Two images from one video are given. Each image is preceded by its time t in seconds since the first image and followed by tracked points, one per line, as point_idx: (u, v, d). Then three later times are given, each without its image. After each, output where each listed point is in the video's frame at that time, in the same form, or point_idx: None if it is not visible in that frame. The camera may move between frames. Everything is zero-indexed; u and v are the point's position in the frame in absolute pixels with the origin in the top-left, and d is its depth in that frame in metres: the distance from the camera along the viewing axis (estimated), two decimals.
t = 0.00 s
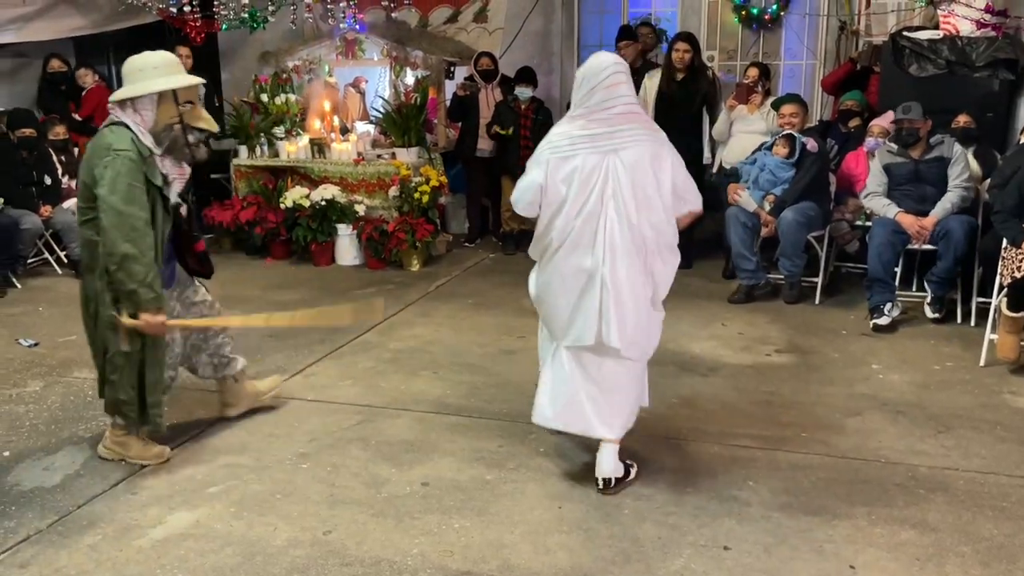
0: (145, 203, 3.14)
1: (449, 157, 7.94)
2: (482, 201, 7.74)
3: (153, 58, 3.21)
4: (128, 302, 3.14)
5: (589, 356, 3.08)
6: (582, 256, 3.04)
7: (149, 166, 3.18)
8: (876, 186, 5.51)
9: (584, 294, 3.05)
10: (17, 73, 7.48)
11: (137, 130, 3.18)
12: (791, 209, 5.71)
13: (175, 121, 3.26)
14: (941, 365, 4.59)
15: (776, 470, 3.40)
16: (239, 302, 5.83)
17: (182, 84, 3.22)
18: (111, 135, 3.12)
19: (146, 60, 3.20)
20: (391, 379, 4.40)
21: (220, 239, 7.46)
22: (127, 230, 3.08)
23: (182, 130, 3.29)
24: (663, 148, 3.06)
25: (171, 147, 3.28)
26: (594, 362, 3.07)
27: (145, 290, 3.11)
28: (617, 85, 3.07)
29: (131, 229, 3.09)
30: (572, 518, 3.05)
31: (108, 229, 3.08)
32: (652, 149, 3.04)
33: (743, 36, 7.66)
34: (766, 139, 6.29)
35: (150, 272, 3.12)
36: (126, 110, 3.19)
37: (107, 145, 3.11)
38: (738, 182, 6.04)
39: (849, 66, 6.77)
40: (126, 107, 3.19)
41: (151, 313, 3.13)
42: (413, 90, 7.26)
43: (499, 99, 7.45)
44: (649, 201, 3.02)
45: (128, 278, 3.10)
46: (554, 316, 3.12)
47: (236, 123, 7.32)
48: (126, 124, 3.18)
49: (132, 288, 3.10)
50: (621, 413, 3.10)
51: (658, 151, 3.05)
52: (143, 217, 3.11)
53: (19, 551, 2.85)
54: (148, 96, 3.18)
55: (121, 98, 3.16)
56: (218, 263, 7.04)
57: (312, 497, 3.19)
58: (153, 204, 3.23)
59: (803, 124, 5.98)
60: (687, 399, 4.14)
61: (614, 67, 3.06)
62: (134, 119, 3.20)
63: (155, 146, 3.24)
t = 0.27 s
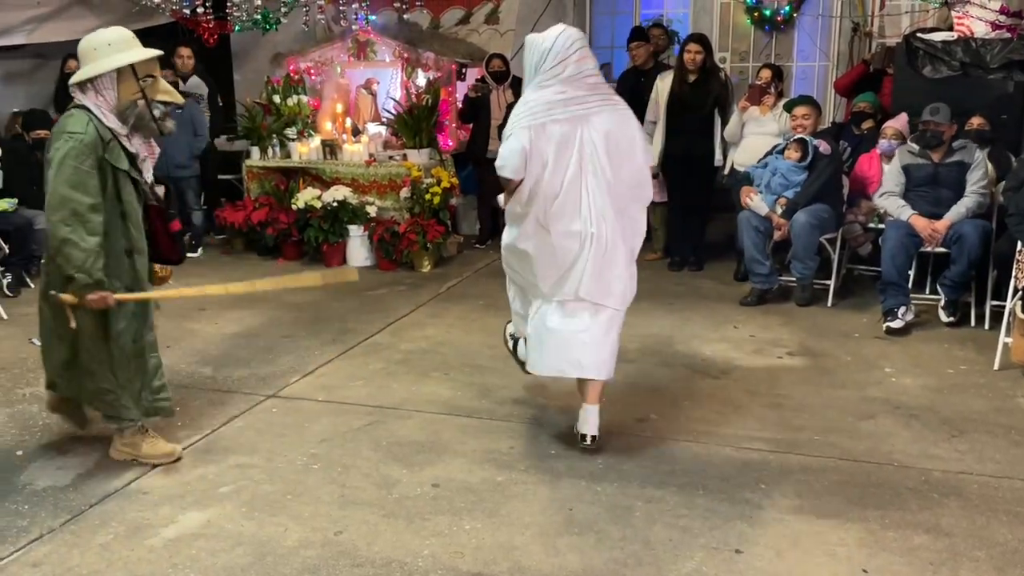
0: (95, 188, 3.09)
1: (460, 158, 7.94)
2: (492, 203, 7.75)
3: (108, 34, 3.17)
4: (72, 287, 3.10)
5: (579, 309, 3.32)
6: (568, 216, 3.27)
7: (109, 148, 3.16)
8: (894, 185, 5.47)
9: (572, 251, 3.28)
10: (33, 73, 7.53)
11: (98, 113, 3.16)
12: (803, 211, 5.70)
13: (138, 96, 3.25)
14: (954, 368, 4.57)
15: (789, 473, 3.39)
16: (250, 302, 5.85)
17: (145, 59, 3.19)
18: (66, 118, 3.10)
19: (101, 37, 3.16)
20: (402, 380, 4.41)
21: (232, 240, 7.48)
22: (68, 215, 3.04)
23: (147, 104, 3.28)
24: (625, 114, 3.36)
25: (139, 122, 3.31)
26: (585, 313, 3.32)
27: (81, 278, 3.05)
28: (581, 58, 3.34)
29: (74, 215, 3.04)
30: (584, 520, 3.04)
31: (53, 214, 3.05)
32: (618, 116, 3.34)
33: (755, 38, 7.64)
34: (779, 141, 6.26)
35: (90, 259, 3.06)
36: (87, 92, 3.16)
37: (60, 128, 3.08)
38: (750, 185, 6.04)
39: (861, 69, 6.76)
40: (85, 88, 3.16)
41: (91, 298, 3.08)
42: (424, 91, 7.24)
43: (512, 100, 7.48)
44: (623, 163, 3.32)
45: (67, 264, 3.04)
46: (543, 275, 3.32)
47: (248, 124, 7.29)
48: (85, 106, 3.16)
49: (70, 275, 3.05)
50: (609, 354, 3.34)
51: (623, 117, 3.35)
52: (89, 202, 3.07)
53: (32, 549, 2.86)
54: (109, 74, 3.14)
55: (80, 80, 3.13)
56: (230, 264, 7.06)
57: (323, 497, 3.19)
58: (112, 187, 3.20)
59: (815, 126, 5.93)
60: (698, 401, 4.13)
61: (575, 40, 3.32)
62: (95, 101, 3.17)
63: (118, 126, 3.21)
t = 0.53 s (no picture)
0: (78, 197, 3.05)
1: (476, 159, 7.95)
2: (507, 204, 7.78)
3: (83, 44, 3.12)
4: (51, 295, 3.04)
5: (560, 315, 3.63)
6: (543, 231, 3.62)
7: (87, 156, 3.11)
8: (916, 185, 5.44)
9: (551, 263, 3.64)
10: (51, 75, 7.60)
11: (73, 123, 3.09)
12: (821, 213, 5.67)
13: (113, 106, 3.20)
14: (973, 372, 4.53)
15: (805, 477, 3.37)
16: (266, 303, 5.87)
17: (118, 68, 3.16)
18: (47, 126, 3.05)
19: (76, 48, 3.11)
20: (417, 381, 4.42)
21: (248, 240, 7.52)
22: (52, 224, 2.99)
23: (121, 114, 3.22)
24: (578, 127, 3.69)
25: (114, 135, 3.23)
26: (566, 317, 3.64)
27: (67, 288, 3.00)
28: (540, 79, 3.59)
29: (60, 224, 2.99)
30: (599, 522, 3.04)
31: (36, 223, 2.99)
32: (574, 131, 3.66)
33: (773, 39, 7.60)
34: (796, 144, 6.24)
35: (74, 268, 3.02)
36: (62, 104, 3.09)
37: (43, 136, 3.03)
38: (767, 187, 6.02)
39: (879, 71, 6.74)
40: (59, 100, 3.09)
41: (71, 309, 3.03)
42: (440, 93, 7.25)
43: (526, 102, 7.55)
44: (580, 174, 3.66)
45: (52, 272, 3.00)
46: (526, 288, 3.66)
47: (265, 125, 7.38)
48: (59, 117, 3.09)
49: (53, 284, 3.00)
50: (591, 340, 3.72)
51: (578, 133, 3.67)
52: (74, 212, 3.02)
53: (50, 547, 2.88)
54: (83, 84, 3.09)
55: (53, 90, 3.06)
56: (246, 264, 7.10)
57: (339, 498, 3.20)
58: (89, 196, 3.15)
59: (832, 128, 5.91)
60: (714, 404, 4.11)
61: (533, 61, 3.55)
62: (69, 112, 3.10)
63: (94, 136, 3.15)
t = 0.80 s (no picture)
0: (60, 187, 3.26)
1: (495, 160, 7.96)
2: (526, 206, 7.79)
3: (60, 51, 3.32)
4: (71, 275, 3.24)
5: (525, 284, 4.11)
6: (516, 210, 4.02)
7: (64, 152, 3.31)
8: (940, 189, 5.36)
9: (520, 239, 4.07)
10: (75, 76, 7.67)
11: (49, 122, 3.28)
12: (842, 216, 5.63)
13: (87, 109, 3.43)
14: (997, 377, 4.48)
15: (827, 481, 3.34)
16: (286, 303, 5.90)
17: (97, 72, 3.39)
18: (24, 124, 3.23)
19: (53, 54, 3.30)
20: (437, 382, 4.42)
21: (269, 240, 7.57)
22: (51, 210, 3.18)
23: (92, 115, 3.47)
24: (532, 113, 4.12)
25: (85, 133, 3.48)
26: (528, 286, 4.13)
27: (76, 265, 3.21)
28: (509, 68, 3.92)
29: (52, 212, 3.19)
30: (618, 525, 3.03)
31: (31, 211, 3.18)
32: (531, 116, 4.09)
33: (794, 40, 7.56)
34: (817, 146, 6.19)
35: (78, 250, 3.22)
36: (37, 105, 3.29)
37: (21, 133, 3.21)
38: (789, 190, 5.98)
39: (900, 73, 6.68)
40: (34, 103, 3.28)
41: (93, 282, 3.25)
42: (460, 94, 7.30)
43: (547, 103, 7.47)
44: (538, 154, 4.12)
45: (59, 255, 3.19)
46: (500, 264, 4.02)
47: (286, 126, 7.39)
48: (33, 116, 3.28)
49: (66, 266, 3.20)
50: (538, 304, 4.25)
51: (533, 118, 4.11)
52: (59, 201, 3.23)
53: (73, 544, 2.91)
54: (59, 88, 3.28)
55: (28, 92, 3.25)
56: (267, 264, 7.14)
57: (358, 498, 3.21)
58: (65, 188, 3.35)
59: (854, 130, 5.87)
60: (734, 407, 4.09)
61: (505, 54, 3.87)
62: (43, 111, 3.29)
63: (67, 136, 3.34)
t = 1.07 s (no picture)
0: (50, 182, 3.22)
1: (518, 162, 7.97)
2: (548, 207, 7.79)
3: (47, 46, 3.25)
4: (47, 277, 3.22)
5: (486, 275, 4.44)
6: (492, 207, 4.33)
7: (53, 148, 3.26)
8: (968, 191, 5.31)
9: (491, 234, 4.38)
10: (102, 76, 7.74)
11: (37, 117, 3.25)
12: (868, 218, 5.57)
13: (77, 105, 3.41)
14: None
15: (852, 486, 3.32)
16: (309, 303, 5.93)
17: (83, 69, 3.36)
18: (10, 119, 3.17)
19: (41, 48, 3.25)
20: (459, 382, 4.44)
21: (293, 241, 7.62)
22: (40, 208, 3.15)
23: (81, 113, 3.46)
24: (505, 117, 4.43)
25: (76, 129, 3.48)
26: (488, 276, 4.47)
27: (63, 266, 3.19)
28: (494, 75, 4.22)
29: (43, 208, 3.16)
30: (640, 527, 3.03)
31: (20, 207, 3.15)
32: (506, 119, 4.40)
33: (820, 41, 7.50)
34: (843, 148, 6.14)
35: (65, 248, 3.20)
36: (25, 100, 3.25)
37: (8, 128, 3.16)
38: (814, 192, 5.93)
39: (928, 75, 6.60)
40: (23, 98, 3.25)
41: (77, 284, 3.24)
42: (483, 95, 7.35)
43: (571, 104, 7.46)
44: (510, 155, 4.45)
45: (44, 254, 3.17)
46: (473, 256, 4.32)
47: (310, 127, 7.50)
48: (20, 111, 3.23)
49: (49, 265, 3.18)
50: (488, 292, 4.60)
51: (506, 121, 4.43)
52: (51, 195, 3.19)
53: (100, 540, 2.94)
54: (48, 83, 3.26)
55: (16, 87, 3.21)
56: (291, 264, 7.19)
57: (380, 498, 3.22)
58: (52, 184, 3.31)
59: (880, 132, 5.82)
60: (758, 410, 4.07)
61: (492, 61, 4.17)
62: (32, 105, 3.25)
63: (55, 130, 3.31)
